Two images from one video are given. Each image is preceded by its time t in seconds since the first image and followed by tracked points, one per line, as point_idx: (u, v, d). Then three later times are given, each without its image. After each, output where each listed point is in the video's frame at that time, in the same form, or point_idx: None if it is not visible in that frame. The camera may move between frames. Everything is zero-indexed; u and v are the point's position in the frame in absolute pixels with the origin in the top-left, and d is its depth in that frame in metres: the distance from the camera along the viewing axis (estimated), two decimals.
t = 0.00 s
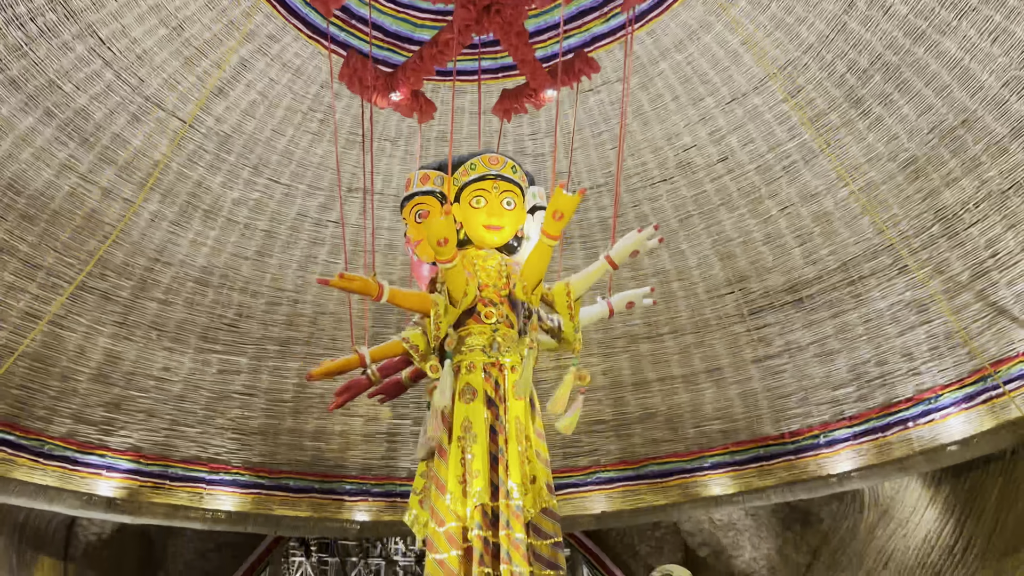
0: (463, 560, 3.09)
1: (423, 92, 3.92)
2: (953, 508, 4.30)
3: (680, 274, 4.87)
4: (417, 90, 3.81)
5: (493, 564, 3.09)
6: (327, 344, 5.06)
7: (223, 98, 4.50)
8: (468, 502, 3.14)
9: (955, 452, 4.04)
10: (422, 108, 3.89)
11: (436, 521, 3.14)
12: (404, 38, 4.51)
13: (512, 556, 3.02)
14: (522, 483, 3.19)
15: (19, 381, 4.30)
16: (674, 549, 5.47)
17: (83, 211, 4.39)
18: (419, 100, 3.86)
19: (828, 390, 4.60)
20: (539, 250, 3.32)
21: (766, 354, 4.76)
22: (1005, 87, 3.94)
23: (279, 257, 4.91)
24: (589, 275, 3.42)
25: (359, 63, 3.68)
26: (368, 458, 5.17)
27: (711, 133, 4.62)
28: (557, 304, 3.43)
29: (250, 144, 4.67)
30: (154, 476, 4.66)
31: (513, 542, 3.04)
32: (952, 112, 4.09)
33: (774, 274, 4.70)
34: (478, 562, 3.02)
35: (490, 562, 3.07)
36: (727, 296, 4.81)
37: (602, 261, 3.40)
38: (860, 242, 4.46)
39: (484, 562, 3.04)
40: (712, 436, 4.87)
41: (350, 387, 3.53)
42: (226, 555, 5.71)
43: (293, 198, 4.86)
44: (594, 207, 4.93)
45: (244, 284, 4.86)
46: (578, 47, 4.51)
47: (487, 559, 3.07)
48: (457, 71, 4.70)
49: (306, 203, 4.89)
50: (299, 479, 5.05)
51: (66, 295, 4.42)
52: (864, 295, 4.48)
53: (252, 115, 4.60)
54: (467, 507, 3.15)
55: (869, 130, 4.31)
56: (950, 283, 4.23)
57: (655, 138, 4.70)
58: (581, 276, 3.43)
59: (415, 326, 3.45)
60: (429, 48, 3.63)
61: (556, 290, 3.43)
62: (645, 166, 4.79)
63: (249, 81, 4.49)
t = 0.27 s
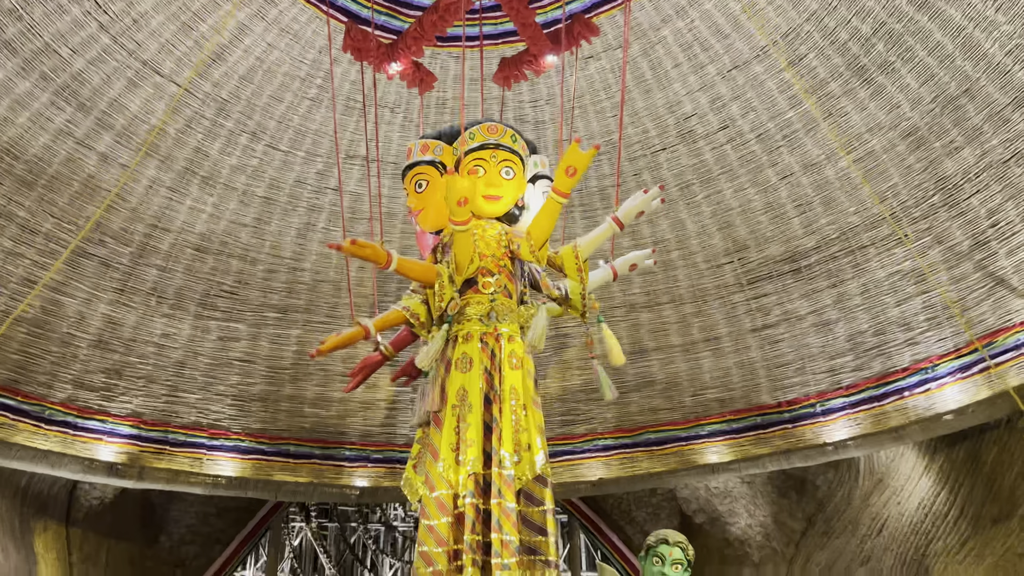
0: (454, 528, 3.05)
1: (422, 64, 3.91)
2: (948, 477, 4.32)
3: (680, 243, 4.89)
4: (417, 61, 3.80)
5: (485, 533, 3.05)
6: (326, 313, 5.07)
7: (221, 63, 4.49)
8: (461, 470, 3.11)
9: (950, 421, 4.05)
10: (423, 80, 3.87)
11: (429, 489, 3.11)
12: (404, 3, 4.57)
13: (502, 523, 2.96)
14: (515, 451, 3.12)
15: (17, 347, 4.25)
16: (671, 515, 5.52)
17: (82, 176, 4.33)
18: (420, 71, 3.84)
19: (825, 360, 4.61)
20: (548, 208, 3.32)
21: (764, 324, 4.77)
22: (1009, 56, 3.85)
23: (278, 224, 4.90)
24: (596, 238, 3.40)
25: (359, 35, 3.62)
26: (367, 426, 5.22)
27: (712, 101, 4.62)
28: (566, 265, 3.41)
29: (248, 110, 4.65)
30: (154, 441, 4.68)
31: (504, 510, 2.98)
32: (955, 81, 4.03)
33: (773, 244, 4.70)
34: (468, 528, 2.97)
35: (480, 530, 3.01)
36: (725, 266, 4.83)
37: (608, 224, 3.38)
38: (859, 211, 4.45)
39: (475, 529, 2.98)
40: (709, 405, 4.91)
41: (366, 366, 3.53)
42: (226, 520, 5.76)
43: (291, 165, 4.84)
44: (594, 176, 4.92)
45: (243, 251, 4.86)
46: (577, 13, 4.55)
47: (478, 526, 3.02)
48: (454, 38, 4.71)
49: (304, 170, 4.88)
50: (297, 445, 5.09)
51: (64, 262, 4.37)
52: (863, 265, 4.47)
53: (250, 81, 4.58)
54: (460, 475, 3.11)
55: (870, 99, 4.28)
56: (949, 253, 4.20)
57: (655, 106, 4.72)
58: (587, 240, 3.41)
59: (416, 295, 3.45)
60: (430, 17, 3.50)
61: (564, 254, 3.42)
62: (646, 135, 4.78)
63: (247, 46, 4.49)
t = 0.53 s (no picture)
0: (452, 489, 3.06)
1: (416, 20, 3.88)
2: (941, 439, 4.37)
3: (680, 205, 4.90)
4: (412, 19, 3.76)
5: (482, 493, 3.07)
6: (324, 274, 5.10)
7: (217, 20, 4.44)
8: (460, 432, 3.13)
9: (945, 384, 4.05)
10: (416, 37, 3.85)
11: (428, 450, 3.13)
12: None
13: (494, 484, 2.99)
14: (512, 415, 3.14)
15: (17, 305, 4.25)
16: (666, 476, 5.63)
17: (77, 133, 4.30)
18: (414, 29, 3.82)
19: (822, 323, 4.64)
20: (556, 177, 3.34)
21: (761, 286, 4.79)
22: (1013, 16, 3.79)
23: (275, 183, 4.88)
24: (600, 210, 3.41)
25: None
26: (364, 384, 5.28)
27: (713, 62, 4.58)
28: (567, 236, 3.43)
29: (244, 68, 4.60)
30: (154, 399, 4.71)
31: (497, 471, 3.01)
32: (958, 42, 3.97)
33: (773, 207, 4.70)
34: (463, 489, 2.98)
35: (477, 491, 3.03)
36: (724, 229, 4.83)
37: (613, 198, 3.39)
38: (859, 174, 4.44)
39: (470, 490, 3.01)
40: (705, 367, 4.96)
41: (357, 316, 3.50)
42: (226, 478, 5.81)
43: (288, 124, 4.81)
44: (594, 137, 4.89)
45: (240, 210, 4.85)
46: None
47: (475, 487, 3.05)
48: None
49: (301, 130, 4.84)
50: (295, 404, 5.14)
51: (61, 220, 4.35)
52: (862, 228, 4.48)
53: (246, 38, 4.53)
54: (460, 436, 3.13)
55: (873, 60, 4.24)
56: (948, 217, 4.18)
57: (656, 67, 4.68)
58: (591, 211, 3.42)
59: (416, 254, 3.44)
60: None
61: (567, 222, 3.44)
62: (645, 95, 4.76)
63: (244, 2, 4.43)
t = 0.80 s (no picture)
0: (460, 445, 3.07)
1: None
2: (933, 398, 4.40)
3: (677, 165, 4.93)
4: None
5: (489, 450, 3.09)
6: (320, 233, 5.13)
7: None
8: (468, 390, 3.12)
9: (938, 344, 4.07)
10: None
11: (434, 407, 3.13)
12: None
13: (495, 440, 2.99)
14: (515, 370, 3.10)
15: (12, 262, 4.23)
16: (660, 434, 5.69)
17: (70, 91, 4.25)
18: None
19: (817, 283, 4.68)
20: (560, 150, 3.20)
21: (757, 246, 4.85)
22: None
23: (270, 140, 4.85)
24: (598, 182, 3.35)
25: None
26: (362, 343, 5.38)
27: (713, 19, 4.50)
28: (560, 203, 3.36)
29: (239, 22, 4.49)
30: (151, 356, 4.74)
31: (497, 427, 3.01)
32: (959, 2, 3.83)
33: (771, 166, 4.69)
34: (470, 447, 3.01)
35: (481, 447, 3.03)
36: (722, 188, 4.86)
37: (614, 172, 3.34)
38: (857, 133, 4.39)
39: (474, 447, 3.02)
40: (700, 326, 5.08)
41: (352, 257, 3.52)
42: (225, 434, 5.86)
43: (283, 80, 4.74)
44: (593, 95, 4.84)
45: (236, 168, 4.82)
46: None
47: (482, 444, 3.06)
48: None
49: (296, 86, 4.78)
50: (294, 361, 5.23)
51: (56, 176, 4.32)
52: (859, 188, 4.47)
53: None
54: (467, 394, 3.12)
55: (873, 19, 4.12)
56: (947, 177, 4.13)
57: (655, 24, 4.61)
58: (590, 182, 3.35)
59: (422, 212, 3.47)
60: None
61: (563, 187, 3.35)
62: (644, 52, 4.70)
63: None
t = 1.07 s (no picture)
0: (471, 393, 3.04)
1: None
2: (923, 349, 4.44)
3: (672, 116, 4.88)
4: None
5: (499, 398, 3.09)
6: (314, 184, 5.10)
7: None
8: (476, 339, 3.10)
9: (929, 295, 4.08)
10: None
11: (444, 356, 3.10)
12: None
13: (504, 387, 2.99)
14: (520, 318, 3.07)
15: (5, 211, 4.19)
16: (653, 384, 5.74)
17: (59, 35, 4.14)
18: None
19: (811, 235, 4.70)
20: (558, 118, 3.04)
21: (752, 198, 4.83)
22: None
23: (263, 90, 4.80)
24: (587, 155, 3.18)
25: None
26: (357, 295, 5.42)
27: None
28: (543, 166, 3.18)
29: None
30: (145, 307, 4.76)
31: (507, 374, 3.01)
32: None
33: (766, 117, 4.65)
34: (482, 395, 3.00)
35: (491, 395, 3.01)
36: (717, 139, 4.82)
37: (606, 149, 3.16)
38: (853, 84, 4.36)
39: (484, 395, 3.00)
40: (694, 279, 5.12)
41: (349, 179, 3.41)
42: (220, 384, 5.90)
43: (275, 28, 4.68)
44: (590, 44, 4.78)
45: (228, 118, 4.78)
46: None
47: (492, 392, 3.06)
48: None
49: (288, 34, 4.72)
50: (289, 312, 5.26)
51: (46, 124, 4.25)
52: (854, 140, 4.45)
53: None
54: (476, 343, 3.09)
55: None
56: (942, 129, 4.13)
57: None
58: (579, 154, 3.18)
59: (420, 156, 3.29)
60: None
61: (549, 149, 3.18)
62: None
63: None
